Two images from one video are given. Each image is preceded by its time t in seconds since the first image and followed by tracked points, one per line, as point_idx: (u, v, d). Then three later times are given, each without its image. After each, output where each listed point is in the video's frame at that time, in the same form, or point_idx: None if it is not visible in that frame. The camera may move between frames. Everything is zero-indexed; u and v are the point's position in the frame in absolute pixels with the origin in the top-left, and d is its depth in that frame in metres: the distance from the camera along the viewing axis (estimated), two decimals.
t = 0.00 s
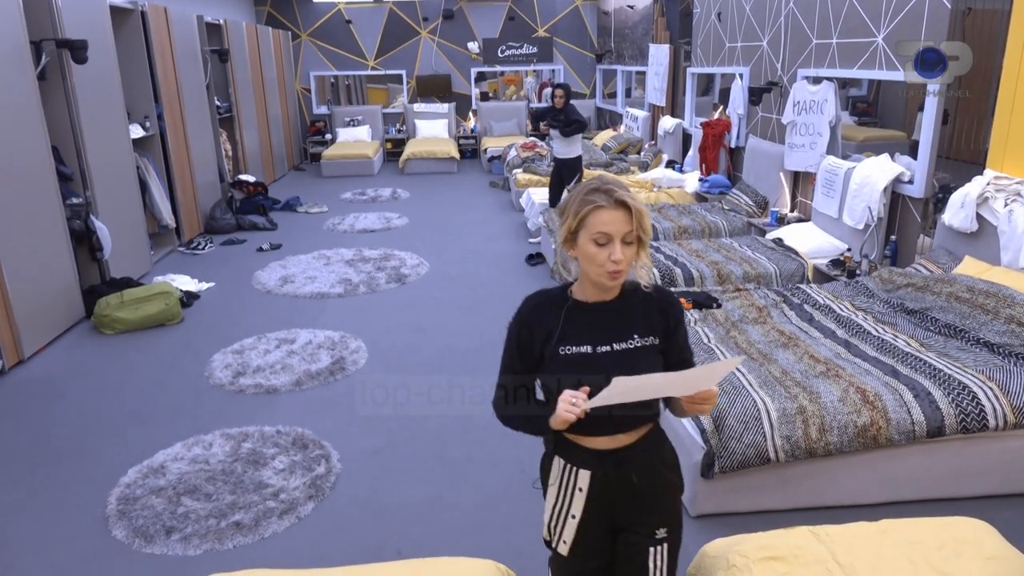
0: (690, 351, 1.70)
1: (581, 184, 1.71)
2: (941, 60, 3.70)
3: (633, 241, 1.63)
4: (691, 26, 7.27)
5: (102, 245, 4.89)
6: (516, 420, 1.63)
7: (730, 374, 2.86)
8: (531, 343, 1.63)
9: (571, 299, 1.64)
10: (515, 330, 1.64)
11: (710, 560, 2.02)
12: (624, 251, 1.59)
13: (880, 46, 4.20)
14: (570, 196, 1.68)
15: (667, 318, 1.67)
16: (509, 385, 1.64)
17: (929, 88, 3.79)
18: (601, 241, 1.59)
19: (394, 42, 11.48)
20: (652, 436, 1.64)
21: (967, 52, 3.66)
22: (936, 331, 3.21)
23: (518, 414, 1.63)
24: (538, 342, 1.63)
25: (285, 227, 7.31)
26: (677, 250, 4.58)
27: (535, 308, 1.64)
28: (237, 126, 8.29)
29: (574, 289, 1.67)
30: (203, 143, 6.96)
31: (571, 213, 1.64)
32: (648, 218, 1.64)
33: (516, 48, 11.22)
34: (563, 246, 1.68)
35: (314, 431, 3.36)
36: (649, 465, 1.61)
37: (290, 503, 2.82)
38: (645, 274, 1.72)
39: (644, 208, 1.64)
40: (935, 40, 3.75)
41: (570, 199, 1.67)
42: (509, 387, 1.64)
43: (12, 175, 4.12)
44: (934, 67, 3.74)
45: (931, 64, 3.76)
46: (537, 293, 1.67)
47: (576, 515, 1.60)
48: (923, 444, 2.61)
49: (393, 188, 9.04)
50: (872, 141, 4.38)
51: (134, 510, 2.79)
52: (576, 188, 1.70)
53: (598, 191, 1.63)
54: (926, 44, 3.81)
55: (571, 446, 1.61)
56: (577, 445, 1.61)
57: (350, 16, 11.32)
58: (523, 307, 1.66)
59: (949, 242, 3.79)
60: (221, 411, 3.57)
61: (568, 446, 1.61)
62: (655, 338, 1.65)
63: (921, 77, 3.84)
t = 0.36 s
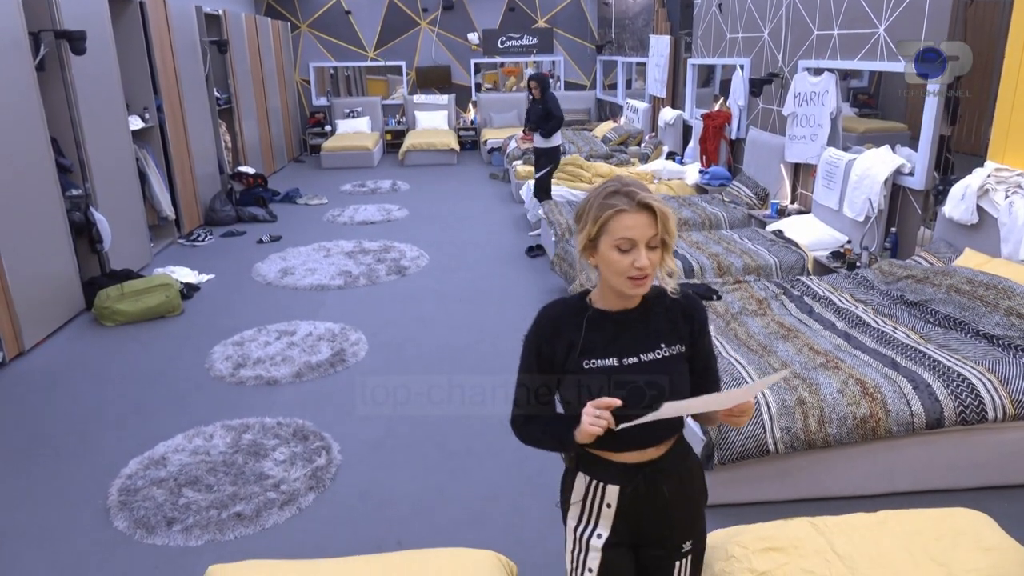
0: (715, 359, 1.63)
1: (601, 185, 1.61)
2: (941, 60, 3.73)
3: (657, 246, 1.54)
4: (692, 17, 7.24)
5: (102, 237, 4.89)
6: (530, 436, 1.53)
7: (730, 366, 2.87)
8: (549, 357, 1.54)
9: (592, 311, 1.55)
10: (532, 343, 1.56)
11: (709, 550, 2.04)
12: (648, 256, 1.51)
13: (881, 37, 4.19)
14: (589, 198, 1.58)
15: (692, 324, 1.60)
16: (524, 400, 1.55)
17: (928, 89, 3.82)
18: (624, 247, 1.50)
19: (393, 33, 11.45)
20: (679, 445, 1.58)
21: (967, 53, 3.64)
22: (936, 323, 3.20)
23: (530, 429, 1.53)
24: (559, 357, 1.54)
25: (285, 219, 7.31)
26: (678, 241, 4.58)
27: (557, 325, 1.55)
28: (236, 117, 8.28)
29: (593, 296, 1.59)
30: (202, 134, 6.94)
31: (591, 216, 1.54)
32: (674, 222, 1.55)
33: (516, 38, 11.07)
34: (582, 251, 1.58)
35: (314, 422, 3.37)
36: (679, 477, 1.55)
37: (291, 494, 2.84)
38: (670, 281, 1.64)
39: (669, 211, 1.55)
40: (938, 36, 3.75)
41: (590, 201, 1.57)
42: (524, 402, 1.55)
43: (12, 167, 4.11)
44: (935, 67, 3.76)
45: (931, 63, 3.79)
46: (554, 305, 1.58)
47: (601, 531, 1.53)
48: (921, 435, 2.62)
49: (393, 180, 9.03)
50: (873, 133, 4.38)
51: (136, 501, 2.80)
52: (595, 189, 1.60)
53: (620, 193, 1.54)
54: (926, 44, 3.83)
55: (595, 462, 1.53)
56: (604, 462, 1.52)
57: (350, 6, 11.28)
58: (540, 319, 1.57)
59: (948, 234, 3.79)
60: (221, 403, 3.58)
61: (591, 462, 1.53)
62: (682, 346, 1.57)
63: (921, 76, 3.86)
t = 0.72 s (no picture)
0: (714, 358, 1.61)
1: (615, 182, 1.46)
2: (941, 60, 3.70)
3: (677, 247, 1.44)
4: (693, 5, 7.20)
5: (101, 226, 4.88)
6: (541, 459, 1.42)
7: (730, 356, 2.87)
8: (565, 368, 1.43)
9: (608, 320, 1.43)
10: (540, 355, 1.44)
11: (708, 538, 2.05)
12: (672, 260, 1.41)
13: (883, 25, 4.17)
14: (607, 198, 1.43)
15: (699, 323, 1.55)
16: (533, 419, 1.45)
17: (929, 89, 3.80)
18: (650, 253, 1.39)
19: (393, 21, 11.39)
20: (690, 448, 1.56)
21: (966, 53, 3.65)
22: (935, 312, 3.20)
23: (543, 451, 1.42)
24: (576, 368, 1.42)
25: (285, 209, 7.29)
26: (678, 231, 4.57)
27: (573, 335, 1.43)
28: (235, 106, 8.24)
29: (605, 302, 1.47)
30: (201, 123, 6.92)
31: (614, 220, 1.40)
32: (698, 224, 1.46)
33: (516, 27, 11.09)
34: (596, 255, 1.44)
35: (315, 412, 3.37)
36: (694, 478, 1.53)
37: (292, 483, 2.84)
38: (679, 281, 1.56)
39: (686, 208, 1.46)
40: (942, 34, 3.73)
41: (609, 202, 1.42)
42: (535, 421, 1.45)
43: (11, 157, 4.10)
44: (935, 67, 3.74)
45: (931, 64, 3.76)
46: (562, 315, 1.47)
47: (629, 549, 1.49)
48: (920, 424, 2.62)
49: (392, 169, 9.01)
50: (874, 122, 4.36)
51: (137, 490, 2.81)
52: (610, 188, 1.46)
53: (644, 194, 1.41)
54: (926, 44, 3.82)
55: (618, 479, 1.46)
56: (629, 474, 1.47)
57: None
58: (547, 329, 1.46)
59: (949, 224, 3.78)
60: (222, 393, 3.58)
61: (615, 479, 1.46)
62: (695, 346, 1.52)
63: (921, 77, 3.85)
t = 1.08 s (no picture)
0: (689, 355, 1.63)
1: (621, 172, 1.34)
2: (941, 60, 3.73)
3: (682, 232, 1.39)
4: None
5: (101, 213, 4.87)
6: (573, 488, 1.29)
7: (729, 343, 2.88)
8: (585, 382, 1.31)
9: (621, 325, 1.34)
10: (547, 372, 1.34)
11: (707, 525, 2.06)
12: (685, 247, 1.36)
13: (885, 11, 4.15)
14: (622, 191, 1.30)
15: (682, 320, 1.55)
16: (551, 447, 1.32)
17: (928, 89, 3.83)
18: (673, 245, 1.32)
19: (392, 7, 11.31)
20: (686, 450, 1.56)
21: (966, 51, 3.64)
22: (935, 300, 3.20)
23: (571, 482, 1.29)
24: (601, 383, 1.32)
25: (284, 196, 7.28)
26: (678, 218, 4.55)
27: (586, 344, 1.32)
28: (234, 92, 8.21)
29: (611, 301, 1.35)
30: (200, 109, 6.89)
31: (638, 214, 1.28)
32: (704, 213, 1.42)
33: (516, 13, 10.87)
34: (610, 254, 1.31)
35: (316, 398, 3.39)
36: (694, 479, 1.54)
37: (293, 469, 2.86)
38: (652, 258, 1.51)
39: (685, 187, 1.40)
40: (942, 32, 3.75)
41: (627, 195, 1.29)
42: (553, 453, 1.32)
43: (10, 143, 4.09)
44: (934, 67, 3.78)
45: (932, 63, 3.79)
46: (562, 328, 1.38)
47: None
48: (918, 411, 2.64)
49: (392, 156, 8.98)
50: (875, 109, 4.35)
51: (139, 476, 2.83)
52: (619, 178, 1.33)
53: (662, 184, 1.31)
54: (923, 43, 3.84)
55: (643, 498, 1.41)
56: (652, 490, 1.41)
57: None
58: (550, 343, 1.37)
59: (950, 211, 3.78)
60: (223, 380, 3.59)
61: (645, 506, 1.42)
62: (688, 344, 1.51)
63: (921, 78, 3.88)
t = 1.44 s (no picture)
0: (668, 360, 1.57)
1: (631, 176, 1.24)
2: (940, 60, 3.72)
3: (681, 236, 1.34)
4: None
5: (94, 209, 4.85)
6: (603, 530, 1.20)
7: (724, 337, 2.89)
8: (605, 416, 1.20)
9: (633, 341, 1.26)
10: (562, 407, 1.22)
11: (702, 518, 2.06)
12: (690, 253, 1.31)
13: (880, 6, 4.14)
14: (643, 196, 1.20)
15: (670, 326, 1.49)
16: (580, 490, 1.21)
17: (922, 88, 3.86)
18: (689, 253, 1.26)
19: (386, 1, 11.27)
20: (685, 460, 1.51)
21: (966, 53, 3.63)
22: (929, 294, 3.21)
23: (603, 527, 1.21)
24: (625, 405, 1.23)
25: (279, 191, 7.25)
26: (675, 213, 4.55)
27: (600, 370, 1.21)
28: (228, 87, 8.17)
29: (622, 315, 1.26)
30: (193, 104, 6.86)
31: (665, 223, 1.19)
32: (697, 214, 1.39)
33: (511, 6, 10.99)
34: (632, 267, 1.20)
35: (311, 394, 3.38)
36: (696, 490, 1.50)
37: (288, 464, 2.86)
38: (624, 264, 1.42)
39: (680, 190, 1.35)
40: (936, 26, 3.75)
41: (650, 201, 1.20)
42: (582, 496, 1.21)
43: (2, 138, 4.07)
44: (933, 67, 3.76)
45: (930, 64, 3.77)
46: (568, 352, 1.26)
47: None
48: (912, 405, 2.65)
49: (387, 151, 8.96)
50: (869, 104, 4.36)
51: (134, 472, 2.82)
52: (632, 182, 1.22)
53: (677, 189, 1.25)
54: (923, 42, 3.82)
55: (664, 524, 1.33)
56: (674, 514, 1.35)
57: None
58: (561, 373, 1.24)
59: (944, 205, 3.79)
60: (218, 375, 3.59)
61: (666, 541, 1.35)
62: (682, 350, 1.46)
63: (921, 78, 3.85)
